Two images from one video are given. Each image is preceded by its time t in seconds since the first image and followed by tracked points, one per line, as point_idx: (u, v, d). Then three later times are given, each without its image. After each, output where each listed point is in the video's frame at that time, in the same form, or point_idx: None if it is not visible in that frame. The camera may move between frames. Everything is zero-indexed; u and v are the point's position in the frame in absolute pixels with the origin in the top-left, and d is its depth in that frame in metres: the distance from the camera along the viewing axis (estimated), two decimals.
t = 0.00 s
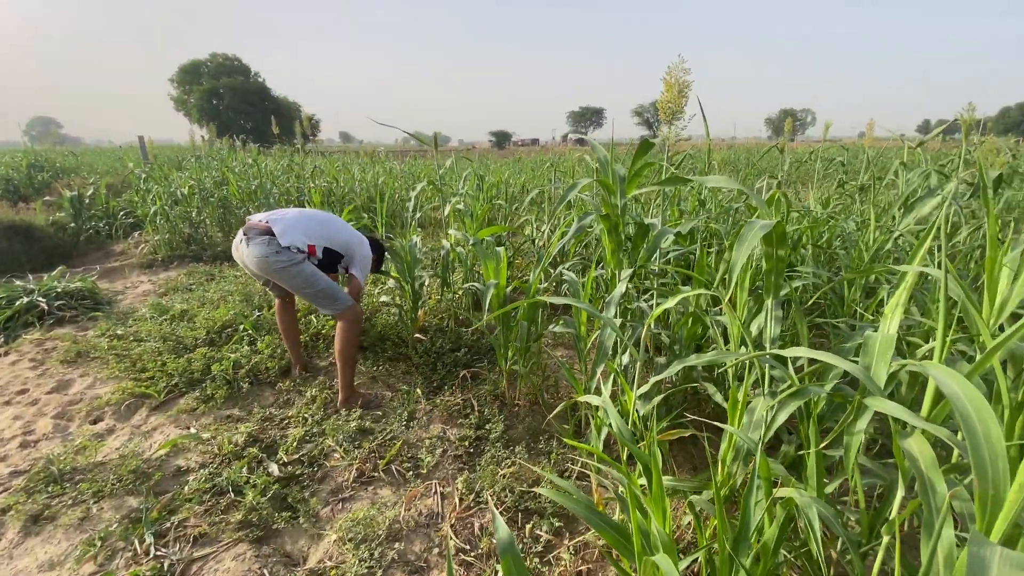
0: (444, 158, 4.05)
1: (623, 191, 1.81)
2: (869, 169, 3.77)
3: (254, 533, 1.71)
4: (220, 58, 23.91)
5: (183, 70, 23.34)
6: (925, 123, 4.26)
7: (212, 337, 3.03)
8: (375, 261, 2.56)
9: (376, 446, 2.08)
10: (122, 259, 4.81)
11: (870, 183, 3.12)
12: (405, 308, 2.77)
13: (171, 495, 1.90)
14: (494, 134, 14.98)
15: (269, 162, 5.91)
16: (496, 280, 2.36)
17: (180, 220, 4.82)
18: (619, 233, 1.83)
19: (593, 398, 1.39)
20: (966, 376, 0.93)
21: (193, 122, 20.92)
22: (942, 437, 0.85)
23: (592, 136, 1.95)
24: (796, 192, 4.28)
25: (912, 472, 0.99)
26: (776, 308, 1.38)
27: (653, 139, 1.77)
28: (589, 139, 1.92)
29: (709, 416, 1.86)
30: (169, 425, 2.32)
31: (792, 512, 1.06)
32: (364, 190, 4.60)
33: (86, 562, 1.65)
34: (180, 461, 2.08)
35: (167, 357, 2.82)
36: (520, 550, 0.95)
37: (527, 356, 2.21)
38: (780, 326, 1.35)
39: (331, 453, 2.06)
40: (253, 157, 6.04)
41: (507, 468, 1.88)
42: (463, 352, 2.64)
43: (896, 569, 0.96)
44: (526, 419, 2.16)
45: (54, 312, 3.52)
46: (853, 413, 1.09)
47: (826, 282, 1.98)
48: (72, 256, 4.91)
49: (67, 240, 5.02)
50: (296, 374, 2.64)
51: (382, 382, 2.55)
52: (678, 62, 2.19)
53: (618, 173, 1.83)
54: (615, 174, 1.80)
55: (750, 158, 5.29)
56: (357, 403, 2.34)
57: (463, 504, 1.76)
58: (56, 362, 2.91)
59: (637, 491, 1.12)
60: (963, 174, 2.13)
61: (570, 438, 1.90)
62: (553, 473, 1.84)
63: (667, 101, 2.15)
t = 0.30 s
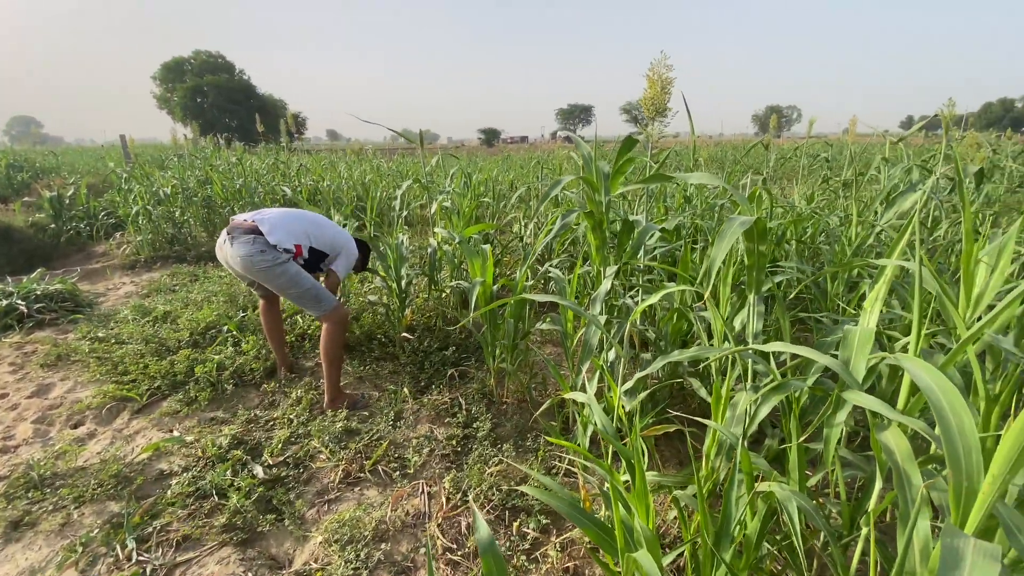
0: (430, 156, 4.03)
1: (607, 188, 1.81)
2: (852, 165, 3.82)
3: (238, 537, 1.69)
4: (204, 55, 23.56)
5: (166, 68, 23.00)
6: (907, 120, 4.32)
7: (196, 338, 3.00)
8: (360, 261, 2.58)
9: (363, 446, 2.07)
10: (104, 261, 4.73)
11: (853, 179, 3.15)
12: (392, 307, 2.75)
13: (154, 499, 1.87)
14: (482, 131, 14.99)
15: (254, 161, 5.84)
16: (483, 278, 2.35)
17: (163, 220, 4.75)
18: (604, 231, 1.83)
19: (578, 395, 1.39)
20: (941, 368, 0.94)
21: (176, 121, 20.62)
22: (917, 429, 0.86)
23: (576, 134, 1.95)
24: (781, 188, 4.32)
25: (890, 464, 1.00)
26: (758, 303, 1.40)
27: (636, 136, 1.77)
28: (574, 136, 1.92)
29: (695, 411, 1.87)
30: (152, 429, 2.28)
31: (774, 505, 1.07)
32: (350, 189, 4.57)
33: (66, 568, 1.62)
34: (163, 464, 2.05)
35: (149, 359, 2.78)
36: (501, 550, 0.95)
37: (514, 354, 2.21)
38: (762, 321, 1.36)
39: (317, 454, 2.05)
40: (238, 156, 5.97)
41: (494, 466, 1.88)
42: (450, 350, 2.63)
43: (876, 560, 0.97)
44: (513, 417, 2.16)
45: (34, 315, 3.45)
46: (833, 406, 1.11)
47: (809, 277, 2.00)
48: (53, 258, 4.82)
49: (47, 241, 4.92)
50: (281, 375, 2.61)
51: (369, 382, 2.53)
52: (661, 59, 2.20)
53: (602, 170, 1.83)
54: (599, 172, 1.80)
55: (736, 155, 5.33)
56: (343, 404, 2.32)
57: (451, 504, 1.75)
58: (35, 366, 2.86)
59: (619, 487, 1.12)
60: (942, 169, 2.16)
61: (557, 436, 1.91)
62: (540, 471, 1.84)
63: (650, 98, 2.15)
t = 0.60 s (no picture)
0: (422, 154, 4.02)
1: (596, 186, 1.82)
2: (841, 163, 3.85)
3: (226, 539, 1.67)
4: (192, 52, 23.29)
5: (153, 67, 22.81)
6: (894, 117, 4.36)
7: (183, 338, 2.96)
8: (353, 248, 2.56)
9: (352, 446, 2.05)
10: (90, 261, 4.67)
11: (842, 177, 3.18)
12: (382, 306, 2.74)
13: (139, 502, 1.84)
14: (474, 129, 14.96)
15: (243, 160, 5.79)
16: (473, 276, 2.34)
17: (150, 220, 4.70)
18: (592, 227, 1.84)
19: (567, 393, 1.39)
20: (926, 363, 0.94)
21: (164, 119, 20.38)
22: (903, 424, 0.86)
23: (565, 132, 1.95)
24: (771, 186, 4.33)
25: (875, 459, 1.00)
26: (746, 300, 1.40)
27: (625, 133, 1.77)
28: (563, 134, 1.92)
29: (685, 408, 1.87)
30: (138, 430, 2.25)
31: (761, 501, 1.07)
32: (341, 188, 4.54)
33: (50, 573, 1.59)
34: (149, 466, 2.02)
35: (136, 360, 2.74)
36: (486, 551, 0.95)
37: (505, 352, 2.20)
38: (750, 317, 1.37)
39: (306, 454, 2.03)
40: (227, 154, 5.92)
41: (485, 465, 1.88)
42: (441, 349, 2.63)
43: (862, 556, 0.97)
44: (504, 416, 2.16)
45: (18, 316, 3.40)
46: (820, 402, 1.11)
47: (797, 274, 2.01)
48: (38, 258, 4.74)
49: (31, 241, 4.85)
50: (270, 376, 2.59)
51: (359, 381, 2.52)
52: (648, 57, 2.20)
53: (591, 167, 1.83)
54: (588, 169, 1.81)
55: (726, 153, 5.36)
56: (334, 403, 2.31)
57: (441, 503, 1.75)
58: (20, 368, 2.81)
59: (607, 485, 1.12)
60: (928, 167, 2.18)
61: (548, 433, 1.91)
62: (531, 469, 1.83)
63: (638, 95, 2.15)
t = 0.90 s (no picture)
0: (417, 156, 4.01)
1: (591, 188, 1.81)
2: (835, 165, 3.87)
3: (217, 544, 1.65)
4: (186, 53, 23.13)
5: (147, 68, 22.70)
6: (886, 120, 4.39)
7: (175, 341, 2.93)
8: (347, 255, 2.52)
9: (346, 449, 2.04)
10: (82, 262, 4.63)
11: (835, 178, 3.19)
12: (376, 308, 2.72)
13: (129, 507, 1.82)
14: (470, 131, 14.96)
15: (236, 162, 5.77)
16: (468, 278, 2.33)
17: (143, 221, 4.66)
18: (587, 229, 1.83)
19: (562, 395, 1.38)
20: (922, 365, 0.94)
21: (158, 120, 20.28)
22: (899, 426, 0.86)
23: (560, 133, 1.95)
24: (765, 187, 4.34)
25: (871, 461, 1.00)
26: (741, 301, 1.40)
27: (619, 134, 1.76)
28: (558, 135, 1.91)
29: (680, 410, 1.87)
30: (129, 434, 2.23)
31: (757, 503, 1.06)
32: (335, 189, 4.53)
33: None
34: (139, 471, 1.99)
35: (127, 362, 2.72)
36: (480, 556, 0.93)
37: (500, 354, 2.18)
38: (745, 319, 1.37)
39: (299, 458, 2.01)
40: (220, 155, 5.89)
41: (479, 468, 1.86)
42: (436, 352, 2.61)
43: (858, 558, 0.96)
44: (499, 418, 2.15)
45: (8, 318, 3.36)
46: (815, 404, 1.11)
47: (791, 275, 2.01)
48: (29, 260, 4.69)
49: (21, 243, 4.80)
50: (262, 378, 2.57)
51: (353, 384, 2.50)
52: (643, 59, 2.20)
53: (586, 169, 1.82)
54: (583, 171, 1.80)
55: (720, 155, 5.38)
56: (327, 406, 2.29)
57: (435, 507, 1.73)
58: (9, 371, 2.77)
59: (603, 488, 1.11)
60: (920, 169, 2.19)
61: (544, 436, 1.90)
62: (526, 472, 1.82)
63: (633, 97, 2.15)
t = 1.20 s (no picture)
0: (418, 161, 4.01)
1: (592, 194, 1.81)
2: (833, 172, 3.89)
3: (214, 551, 1.63)
4: (186, 57, 23.19)
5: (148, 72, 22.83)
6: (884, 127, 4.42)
7: (173, 345, 2.92)
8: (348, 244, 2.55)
9: (345, 455, 2.02)
10: (79, 266, 4.61)
11: (834, 186, 3.21)
12: (376, 312, 2.71)
13: (125, 513, 1.80)
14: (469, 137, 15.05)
15: (236, 166, 5.77)
16: (469, 282, 2.33)
17: (141, 225, 4.64)
18: (588, 235, 1.84)
19: (564, 400, 1.37)
20: (927, 372, 0.94)
21: (157, 124, 20.29)
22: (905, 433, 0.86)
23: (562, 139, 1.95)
24: (764, 194, 4.36)
25: (876, 468, 0.99)
26: (743, 307, 1.40)
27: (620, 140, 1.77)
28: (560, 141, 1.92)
29: (681, 417, 1.86)
30: (125, 439, 2.21)
31: (761, 511, 1.06)
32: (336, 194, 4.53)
33: None
34: (135, 477, 1.97)
35: (124, 366, 2.70)
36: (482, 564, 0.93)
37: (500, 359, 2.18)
38: (747, 325, 1.37)
39: (297, 464, 2.00)
40: (220, 159, 5.89)
41: (480, 474, 1.85)
42: (436, 357, 2.61)
43: (863, 566, 0.96)
44: (500, 424, 2.14)
45: (4, 322, 3.34)
46: (819, 410, 1.10)
47: (792, 281, 2.01)
48: (26, 263, 4.67)
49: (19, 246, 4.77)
50: (261, 383, 2.56)
51: (352, 389, 2.49)
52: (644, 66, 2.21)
53: (588, 174, 1.83)
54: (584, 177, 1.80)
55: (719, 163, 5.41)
56: (327, 410, 2.28)
57: (435, 513, 1.72)
58: (5, 375, 2.75)
59: (606, 495, 1.10)
60: (919, 177, 2.20)
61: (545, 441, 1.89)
62: (527, 478, 1.81)
63: (635, 103, 2.16)
